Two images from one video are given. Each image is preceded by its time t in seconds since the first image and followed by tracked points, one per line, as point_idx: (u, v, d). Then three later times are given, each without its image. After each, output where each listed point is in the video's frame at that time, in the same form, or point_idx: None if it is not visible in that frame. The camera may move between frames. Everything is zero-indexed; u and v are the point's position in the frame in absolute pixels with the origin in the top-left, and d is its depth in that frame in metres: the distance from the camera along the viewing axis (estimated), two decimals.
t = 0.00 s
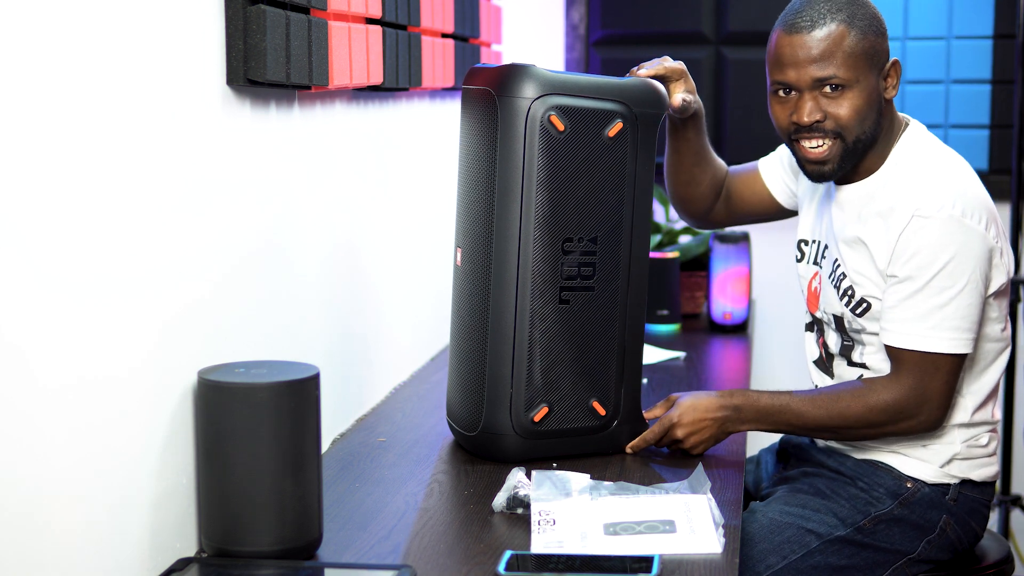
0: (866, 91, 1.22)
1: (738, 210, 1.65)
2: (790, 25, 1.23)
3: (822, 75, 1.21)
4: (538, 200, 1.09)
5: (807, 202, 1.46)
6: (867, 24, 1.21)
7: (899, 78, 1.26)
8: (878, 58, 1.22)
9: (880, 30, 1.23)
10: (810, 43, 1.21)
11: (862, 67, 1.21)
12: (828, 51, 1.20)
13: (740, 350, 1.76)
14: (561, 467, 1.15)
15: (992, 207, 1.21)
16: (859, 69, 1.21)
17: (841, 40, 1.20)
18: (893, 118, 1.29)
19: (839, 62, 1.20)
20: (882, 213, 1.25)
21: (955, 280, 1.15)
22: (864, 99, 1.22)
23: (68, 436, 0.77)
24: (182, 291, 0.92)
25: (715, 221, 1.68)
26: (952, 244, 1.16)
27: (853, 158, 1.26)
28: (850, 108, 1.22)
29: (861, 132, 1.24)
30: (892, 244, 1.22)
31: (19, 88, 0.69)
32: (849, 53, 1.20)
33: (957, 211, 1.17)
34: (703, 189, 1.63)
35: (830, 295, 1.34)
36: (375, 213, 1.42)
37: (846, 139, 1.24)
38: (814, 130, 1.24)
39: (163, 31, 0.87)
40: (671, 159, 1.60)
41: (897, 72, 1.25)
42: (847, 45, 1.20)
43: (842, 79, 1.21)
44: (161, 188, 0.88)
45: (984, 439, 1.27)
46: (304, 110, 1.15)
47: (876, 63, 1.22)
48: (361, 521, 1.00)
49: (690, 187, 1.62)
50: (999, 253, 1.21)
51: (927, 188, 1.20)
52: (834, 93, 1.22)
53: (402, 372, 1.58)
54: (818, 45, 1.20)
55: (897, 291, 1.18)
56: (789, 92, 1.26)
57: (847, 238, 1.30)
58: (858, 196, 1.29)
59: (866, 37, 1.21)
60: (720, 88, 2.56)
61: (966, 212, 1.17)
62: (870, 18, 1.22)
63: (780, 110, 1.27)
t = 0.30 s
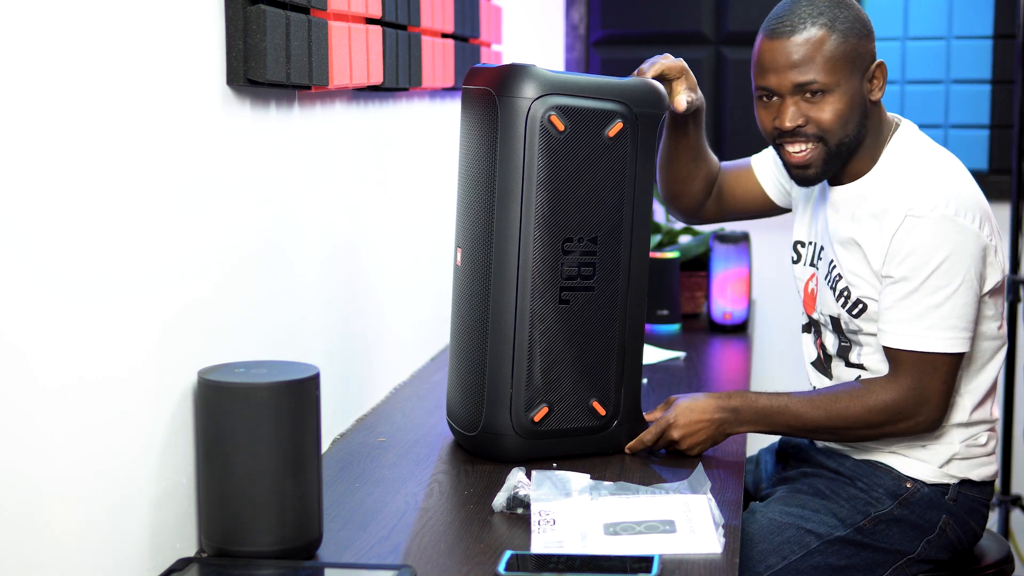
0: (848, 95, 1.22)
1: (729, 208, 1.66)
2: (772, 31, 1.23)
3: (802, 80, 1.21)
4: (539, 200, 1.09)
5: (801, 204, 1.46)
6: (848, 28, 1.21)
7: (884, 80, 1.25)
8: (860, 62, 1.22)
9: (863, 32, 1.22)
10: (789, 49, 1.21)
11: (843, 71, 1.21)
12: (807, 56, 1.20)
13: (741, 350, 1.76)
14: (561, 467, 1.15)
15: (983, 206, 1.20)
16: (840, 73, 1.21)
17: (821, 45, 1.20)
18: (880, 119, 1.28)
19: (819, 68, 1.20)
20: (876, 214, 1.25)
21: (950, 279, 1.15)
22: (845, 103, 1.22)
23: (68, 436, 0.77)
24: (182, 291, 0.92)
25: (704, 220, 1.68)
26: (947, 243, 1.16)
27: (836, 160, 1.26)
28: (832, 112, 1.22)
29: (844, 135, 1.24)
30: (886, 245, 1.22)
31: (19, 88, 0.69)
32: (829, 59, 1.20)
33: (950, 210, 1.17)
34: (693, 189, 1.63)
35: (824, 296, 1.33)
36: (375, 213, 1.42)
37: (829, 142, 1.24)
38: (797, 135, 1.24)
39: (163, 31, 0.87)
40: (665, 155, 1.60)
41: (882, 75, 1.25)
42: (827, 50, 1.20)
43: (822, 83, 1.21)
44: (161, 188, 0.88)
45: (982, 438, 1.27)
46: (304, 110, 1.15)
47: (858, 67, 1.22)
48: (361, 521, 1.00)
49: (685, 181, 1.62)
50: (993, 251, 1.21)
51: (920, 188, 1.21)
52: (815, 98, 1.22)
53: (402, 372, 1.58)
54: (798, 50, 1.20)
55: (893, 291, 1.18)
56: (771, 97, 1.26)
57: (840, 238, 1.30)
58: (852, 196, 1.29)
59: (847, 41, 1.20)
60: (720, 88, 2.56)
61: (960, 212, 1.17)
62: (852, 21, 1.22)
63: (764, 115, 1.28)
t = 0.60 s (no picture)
0: (800, 118, 1.23)
1: (742, 203, 1.64)
2: (741, 52, 1.26)
3: (751, 104, 1.25)
4: (540, 199, 1.09)
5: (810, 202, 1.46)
6: (802, 51, 1.21)
7: (850, 99, 1.23)
8: (815, 84, 1.21)
9: (823, 54, 1.21)
10: (743, 75, 1.24)
11: (792, 95, 1.22)
12: (754, 83, 1.23)
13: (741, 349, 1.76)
14: (561, 467, 1.15)
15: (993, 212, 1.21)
16: (785, 99, 1.22)
17: (768, 73, 1.22)
18: (865, 131, 1.26)
19: (766, 93, 1.22)
20: (880, 220, 1.24)
21: (954, 288, 1.15)
22: (796, 126, 1.23)
23: (68, 436, 0.77)
24: (183, 291, 0.92)
25: (719, 218, 1.68)
26: (951, 252, 1.15)
27: (802, 176, 1.28)
28: (783, 135, 1.24)
29: (801, 155, 1.26)
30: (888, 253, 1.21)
31: (19, 88, 0.69)
32: (773, 85, 1.22)
33: (955, 219, 1.16)
34: (707, 186, 1.62)
35: (830, 297, 1.34)
36: (375, 213, 1.42)
37: (786, 161, 1.27)
38: (761, 150, 1.28)
39: (163, 31, 0.87)
40: (676, 154, 1.60)
41: (847, 94, 1.23)
42: (772, 77, 1.22)
43: (766, 110, 1.23)
44: (161, 188, 0.88)
45: (985, 440, 1.27)
46: (303, 110, 1.15)
47: (810, 91, 1.22)
48: (361, 521, 1.00)
49: (694, 182, 1.62)
50: (998, 259, 1.20)
51: (927, 196, 1.19)
52: (767, 121, 1.25)
53: (402, 372, 1.58)
54: (749, 75, 1.23)
55: (896, 299, 1.17)
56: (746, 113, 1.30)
57: (847, 240, 1.30)
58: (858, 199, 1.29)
59: (797, 65, 1.21)
60: (720, 88, 2.56)
61: (965, 220, 1.17)
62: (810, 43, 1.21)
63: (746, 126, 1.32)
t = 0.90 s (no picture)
0: (812, 110, 1.23)
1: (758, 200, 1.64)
2: (762, 39, 1.26)
3: (768, 92, 1.25)
4: (559, 195, 1.09)
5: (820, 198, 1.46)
6: (819, 43, 1.20)
7: (864, 97, 1.22)
8: (831, 78, 1.21)
9: (840, 48, 1.20)
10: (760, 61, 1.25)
11: (806, 87, 1.22)
12: (770, 72, 1.24)
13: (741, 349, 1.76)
14: (561, 467, 1.15)
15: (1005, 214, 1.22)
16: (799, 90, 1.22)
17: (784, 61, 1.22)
18: (881, 128, 1.26)
19: (780, 83, 1.23)
20: (892, 219, 1.25)
21: (961, 291, 1.15)
22: (809, 118, 1.23)
23: (68, 436, 0.77)
24: (183, 291, 0.92)
25: (737, 215, 1.67)
26: (960, 253, 1.15)
27: (813, 166, 1.28)
28: (795, 125, 1.25)
29: (812, 147, 1.26)
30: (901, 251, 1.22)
31: (19, 88, 0.69)
32: (788, 75, 1.22)
33: (966, 222, 1.17)
34: (721, 182, 1.63)
35: (839, 296, 1.33)
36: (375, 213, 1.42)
37: (797, 150, 1.27)
38: (775, 137, 1.29)
39: (163, 31, 0.87)
40: (686, 155, 1.61)
41: (863, 91, 1.22)
42: (787, 67, 1.22)
43: (781, 98, 1.24)
44: (161, 188, 0.88)
45: (988, 443, 1.26)
46: (303, 109, 1.15)
47: (824, 84, 1.21)
48: (362, 521, 1.00)
49: (707, 180, 1.63)
50: (1006, 265, 1.20)
51: (937, 197, 1.20)
52: (781, 110, 1.25)
53: (402, 372, 1.58)
54: (768, 62, 1.24)
55: (903, 299, 1.17)
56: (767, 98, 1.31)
57: (857, 239, 1.30)
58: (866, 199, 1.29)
59: (814, 57, 1.21)
60: (720, 88, 2.56)
61: (975, 223, 1.17)
62: (829, 35, 1.20)
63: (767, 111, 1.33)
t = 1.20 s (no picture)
0: (846, 110, 1.21)
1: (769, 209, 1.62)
2: (793, 34, 1.23)
3: (799, 90, 1.22)
4: (566, 169, 1.12)
5: (824, 198, 1.46)
6: (859, 43, 1.19)
7: (900, 101, 1.22)
8: (868, 79, 1.20)
9: (879, 50, 1.19)
10: (792, 58, 1.21)
11: (842, 87, 1.20)
12: (805, 69, 1.20)
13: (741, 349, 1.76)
14: (561, 467, 1.15)
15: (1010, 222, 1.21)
16: (836, 88, 1.20)
17: (822, 58, 1.19)
18: (905, 133, 1.25)
19: (816, 81, 1.20)
20: (899, 224, 1.24)
21: (966, 298, 1.14)
22: (841, 117, 1.21)
23: (67, 436, 0.76)
24: (183, 291, 0.92)
25: (750, 227, 1.66)
26: (966, 261, 1.15)
27: (834, 166, 1.26)
28: (825, 125, 1.22)
29: (838, 148, 1.23)
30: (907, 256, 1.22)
31: (19, 89, 0.69)
32: (826, 73, 1.19)
33: (973, 229, 1.16)
34: (726, 178, 1.64)
35: (842, 297, 1.33)
36: (375, 213, 1.42)
37: (820, 150, 1.25)
38: (796, 135, 1.26)
39: (163, 31, 0.87)
40: (687, 161, 1.62)
41: (897, 95, 1.21)
42: (827, 65, 1.19)
43: (815, 96, 1.21)
44: (161, 188, 0.88)
45: (990, 444, 1.26)
46: (303, 110, 1.15)
47: (861, 85, 1.20)
48: (362, 521, 1.00)
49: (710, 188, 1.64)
50: (1015, 271, 1.19)
51: (944, 202, 1.19)
52: (811, 109, 1.22)
53: (402, 372, 1.58)
54: (804, 59, 1.20)
55: (908, 304, 1.17)
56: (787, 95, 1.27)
57: (863, 243, 1.30)
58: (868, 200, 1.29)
59: (853, 57, 1.19)
60: (720, 88, 2.56)
61: (983, 230, 1.16)
62: (867, 36, 1.19)
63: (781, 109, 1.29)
